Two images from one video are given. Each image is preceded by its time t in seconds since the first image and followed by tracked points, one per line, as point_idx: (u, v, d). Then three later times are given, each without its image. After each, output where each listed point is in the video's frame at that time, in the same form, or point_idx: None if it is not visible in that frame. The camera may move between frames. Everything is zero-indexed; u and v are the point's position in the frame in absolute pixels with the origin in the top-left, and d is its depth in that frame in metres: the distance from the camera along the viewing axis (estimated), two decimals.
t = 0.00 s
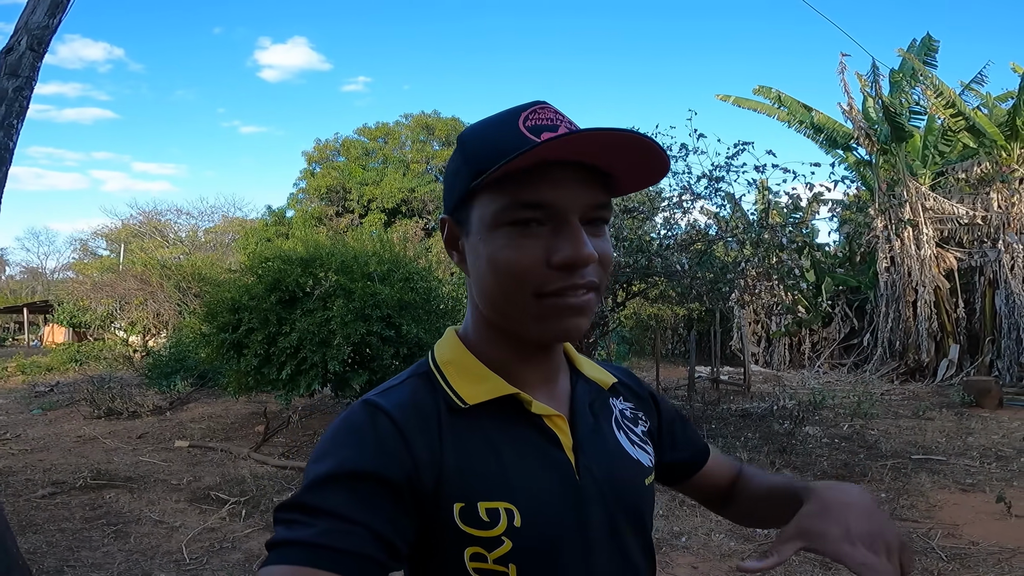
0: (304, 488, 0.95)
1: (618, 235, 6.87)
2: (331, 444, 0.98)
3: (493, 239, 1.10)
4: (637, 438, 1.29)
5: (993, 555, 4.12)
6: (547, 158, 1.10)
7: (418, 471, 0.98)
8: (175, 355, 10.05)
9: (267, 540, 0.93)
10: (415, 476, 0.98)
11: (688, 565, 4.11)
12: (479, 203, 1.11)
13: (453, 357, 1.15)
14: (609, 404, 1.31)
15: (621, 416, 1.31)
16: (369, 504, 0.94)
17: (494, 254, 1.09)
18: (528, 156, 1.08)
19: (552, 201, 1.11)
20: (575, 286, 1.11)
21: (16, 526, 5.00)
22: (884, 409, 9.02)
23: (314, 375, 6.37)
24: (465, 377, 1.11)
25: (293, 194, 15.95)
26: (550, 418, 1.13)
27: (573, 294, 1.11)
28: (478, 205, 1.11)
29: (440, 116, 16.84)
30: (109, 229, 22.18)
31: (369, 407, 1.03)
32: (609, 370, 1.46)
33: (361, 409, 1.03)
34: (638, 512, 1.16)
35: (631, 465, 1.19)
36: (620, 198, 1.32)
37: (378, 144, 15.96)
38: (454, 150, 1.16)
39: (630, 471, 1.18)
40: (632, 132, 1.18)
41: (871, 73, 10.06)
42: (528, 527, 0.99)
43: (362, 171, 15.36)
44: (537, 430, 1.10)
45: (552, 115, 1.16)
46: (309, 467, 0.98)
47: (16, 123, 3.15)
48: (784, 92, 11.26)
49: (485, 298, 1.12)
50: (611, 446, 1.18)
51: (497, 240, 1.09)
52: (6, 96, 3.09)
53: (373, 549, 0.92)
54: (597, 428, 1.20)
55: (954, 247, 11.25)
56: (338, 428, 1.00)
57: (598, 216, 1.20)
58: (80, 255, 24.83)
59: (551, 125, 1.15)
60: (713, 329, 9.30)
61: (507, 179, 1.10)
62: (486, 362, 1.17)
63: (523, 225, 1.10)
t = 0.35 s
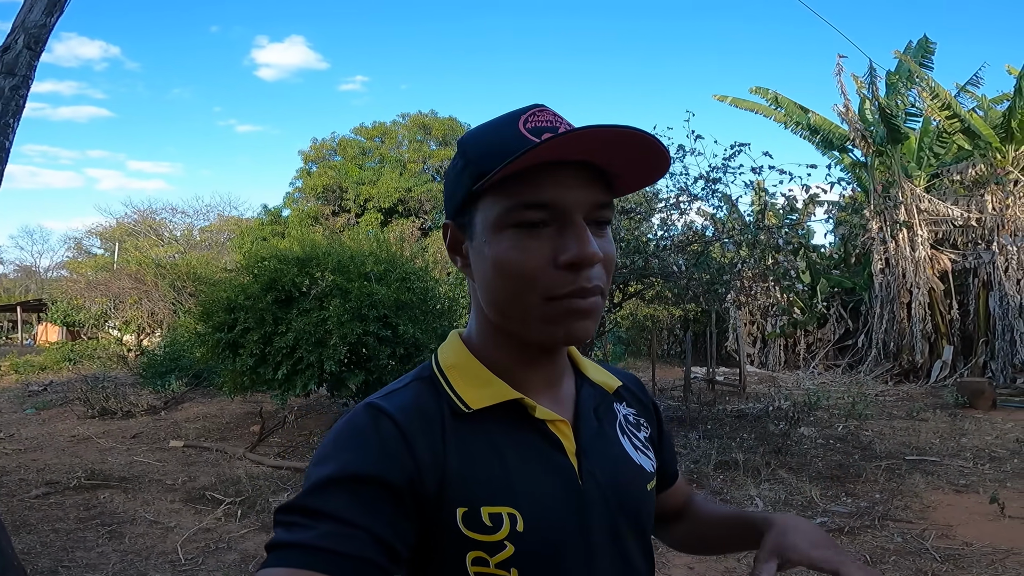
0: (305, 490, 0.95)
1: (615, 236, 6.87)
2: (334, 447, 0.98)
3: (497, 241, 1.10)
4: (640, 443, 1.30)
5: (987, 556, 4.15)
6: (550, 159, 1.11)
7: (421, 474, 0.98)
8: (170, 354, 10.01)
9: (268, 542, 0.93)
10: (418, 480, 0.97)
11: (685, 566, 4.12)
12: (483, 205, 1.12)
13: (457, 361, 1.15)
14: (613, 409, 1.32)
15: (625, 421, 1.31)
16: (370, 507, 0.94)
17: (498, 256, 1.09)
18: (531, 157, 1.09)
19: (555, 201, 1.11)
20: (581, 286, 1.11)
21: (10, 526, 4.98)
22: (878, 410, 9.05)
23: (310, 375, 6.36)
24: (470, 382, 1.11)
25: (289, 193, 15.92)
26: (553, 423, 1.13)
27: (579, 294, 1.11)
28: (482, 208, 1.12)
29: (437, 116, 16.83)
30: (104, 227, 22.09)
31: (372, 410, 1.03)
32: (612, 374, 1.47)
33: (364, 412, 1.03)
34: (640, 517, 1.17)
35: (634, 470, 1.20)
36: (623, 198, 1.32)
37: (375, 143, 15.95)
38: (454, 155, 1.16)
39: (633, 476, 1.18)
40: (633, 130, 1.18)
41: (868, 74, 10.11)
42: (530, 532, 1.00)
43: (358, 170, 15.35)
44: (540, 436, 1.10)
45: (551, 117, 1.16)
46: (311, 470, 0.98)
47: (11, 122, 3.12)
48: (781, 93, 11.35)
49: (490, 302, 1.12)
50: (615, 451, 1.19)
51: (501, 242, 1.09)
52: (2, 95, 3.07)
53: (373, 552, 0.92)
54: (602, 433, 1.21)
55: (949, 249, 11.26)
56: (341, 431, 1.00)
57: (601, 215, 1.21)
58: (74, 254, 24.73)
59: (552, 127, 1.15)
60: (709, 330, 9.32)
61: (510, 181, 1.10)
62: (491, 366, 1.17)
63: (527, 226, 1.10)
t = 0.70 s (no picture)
0: (306, 491, 0.95)
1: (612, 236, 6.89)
2: (335, 448, 0.98)
3: (502, 239, 1.10)
4: (639, 444, 1.30)
5: (981, 555, 4.17)
6: (555, 158, 1.11)
7: (422, 475, 0.98)
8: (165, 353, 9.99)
9: (267, 541, 0.93)
10: (420, 481, 0.98)
11: (682, 566, 4.14)
12: (487, 204, 1.12)
13: (459, 361, 1.15)
14: (613, 410, 1.32)
15: (624, 422, 1.32)
16: (371, 508, 0.94)
17: (503, 255, 1.09)
18: (537, 156, 1.09)
19: (559, 200, 1.12)
20: (586, 284, 1.11)
21: (5, 525, 4.96)
22: (873, 411, 9.09)
23: (307, 374, 6.35)
24: (471, 382, 1.11)
25: (286, 192, 15.89)
26: (555, 424, 1.13)
27: (585, 293, 1.11)
28: (485, 207, 1.12)
29: (434, 115, 16.82)
30: (99, 225, 22.02)
31: (373, 410, 1.03)
32: (611, 375, 1.47)
33: (365, 411, 1.03)
34: (639, 517, 1.17)
35: (633, 471, 1.20)
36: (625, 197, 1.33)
37: (372, 142, 15.94)
38: (456, 154, 1.16)
39: (632, 476, 1.19)
40: (638, 129, 1.18)
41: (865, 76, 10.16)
42: (531, 532, 1.00)
43: (355, 170, 15.33)
44: (542, 436, 1.10)
45: (554, 116, 1.16)
46: (311, 471, 0.98)
47: (13, 119, 3.10)
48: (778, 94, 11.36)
49: (495, 301, 1.13)
50: (616, 452, 1.19)
51: (505, 241, 1.10)
52: (4, 92, 3.06)
53: (375, 553, 0.92)
54: (603, 433, 1.21)
55: (943, 251, 11.33)
56: (341, 431, 1.01)
57: (605, 214, 1.21)
58: (68, 252, 24.63)
59: (555, 126, 1.15)
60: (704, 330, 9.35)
61: (515, 180, 1.10)
62: (492, 365, 1.17)
63: (531, 225, 1.10)
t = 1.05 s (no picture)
0: (301, 487, 0.95)
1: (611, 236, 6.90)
2: (331, 443, 0.98)
3: (499, 235, 1.10)
4: (636, 442, 1.31)
5: (980, 555, 4.18)
6: (551, 153, 1.11)
7: (420, 473, 0.98)
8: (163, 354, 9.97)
9: (262, 537, 0.92)
10: (418, 478, 0.98)
11: (681, 565, 4.15)
12: (484, 200, 1.12)
13: (458, 358, 1.15)
14: (610, 408, 1.33)
15: (621, 421, 1.32)
16: (368, 504, 0.94)
17: (500, 250, 1.10)
18: (533, 151, 1.09)
19: (556, 194, 1.12)
20: (584, 280, 1.11)
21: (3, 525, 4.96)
22: (871, 411, 9.10)
23: (306, 374, 6.35)
24: (469, 379, 1.12)
25: (284, 192, 15.89)
26: (553, 422, 1.14)
27: (582, 288, 1.11)
28: (482, 203, 1.12)
29: (433, 116, 16.82)
30: (96, 226, 21.98)
31: (369, 406, 1.03)
32: (608, 374, 1.48)
33: (362, 408, 1.03)
34: (636, 515, 1.18)
35: (631, 469, 1.21)
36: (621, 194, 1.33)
37: (371, 143, 15.94)
38: (453, 151, 1.16)
39: (629, 474, 1.19)
40: (634, 123, 1.19)
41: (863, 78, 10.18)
42: (529, 530, 1.00)
43: (354, 170, 15.33)
44: (540, 434, 1.11)
45: (551, 112, 1.17)
46: (306, 467, 0.98)
47: (14, 119, 3.10)
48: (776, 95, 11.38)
49: (492, 297, 1.13)
50: (613, 450, 1.20)
51: (503, 236, 1.10)
52: (5, 92, 3.06)
53: (371, 550, 0.92)
54: (600, 430, 1.22)
55: (941, 251, 11.35)
56: (338, 428, 1.00)
57: (602, 210, 1.21)
58: (66, 253, 24.58)
59: (552, 122, 1.15)
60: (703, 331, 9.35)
61: (512, 174, 1.11)
62: (491, 362, 1.18)
63: (528, 220, 1.10)
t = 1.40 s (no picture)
0: (303, 490, 0.95)
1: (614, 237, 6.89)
2: (333, 446, 0.98)
3: (499, 232, 1.11)
4: (635, 445, 1.31)
5: (981, 558, 4.17)
6: (549, 150, 1.13)
7: (421, 476, 0.98)
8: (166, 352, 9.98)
9: (264, 540, 0.93)
10: (418, 481, 0.98)
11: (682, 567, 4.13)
12: (486, 199, 1.13)
13: (457, 360, 1.15)
14: (610, 411, 1.32)
15: (620, 423, 1.32)
16: (369, 507, 0.94)
17: (500, 248, 1.10)
18: (531, 148, 1.10)
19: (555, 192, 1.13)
20: (582, 277, 1.11)
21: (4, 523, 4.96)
22: (874, 414, 9.07)
23: (308, 374, 6.36)
24: (469, 381, 1.12)
25: (287, 191, 15.91)
26: (552, 425, 1.13)
27: (581, 286, 1.11)
28: (484, 201, 1.13)
29: (436, 116, 16.83)
30: (100, 224, 22.04)
31: (370, 409, 1.03)
32: (608, 378, 1.48)
33: (363, 411, 1.03)
34: (635, 518, 1.17)
35: (629, 472, 1.20)
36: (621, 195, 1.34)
37: (374, 142, 15.95)
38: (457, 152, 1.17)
39: (628, 477, 1.19)
40: (632, 121, 1.20)
41: (868, 79, 10.14)
42: (528, 533, 1.00)
43: (357, 170, 15.34)
44: (540, 437, 1.10)
45: (551, 113, 1.18)
46: (308, 470, 0.98)
47: (18, 117, 3.11)
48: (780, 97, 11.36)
49: (492, 296, 1.13)
50: (612, 453, 1.20)
51: (503, 233, 1.10)
52: (9, 91, 3.06)
53: (371, 553, 0.92)
54: (599, 433, 1.21)
55: (945, 254, 11.33)
56: (339, 431, 1.00)
57: (603, 210, 1.21)
58: (70, 251, 24.62)
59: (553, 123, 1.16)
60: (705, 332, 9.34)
61: (511, 171, 1.12)
62: (492, 364, 1.17)
63: (529, 217, 1.11)
